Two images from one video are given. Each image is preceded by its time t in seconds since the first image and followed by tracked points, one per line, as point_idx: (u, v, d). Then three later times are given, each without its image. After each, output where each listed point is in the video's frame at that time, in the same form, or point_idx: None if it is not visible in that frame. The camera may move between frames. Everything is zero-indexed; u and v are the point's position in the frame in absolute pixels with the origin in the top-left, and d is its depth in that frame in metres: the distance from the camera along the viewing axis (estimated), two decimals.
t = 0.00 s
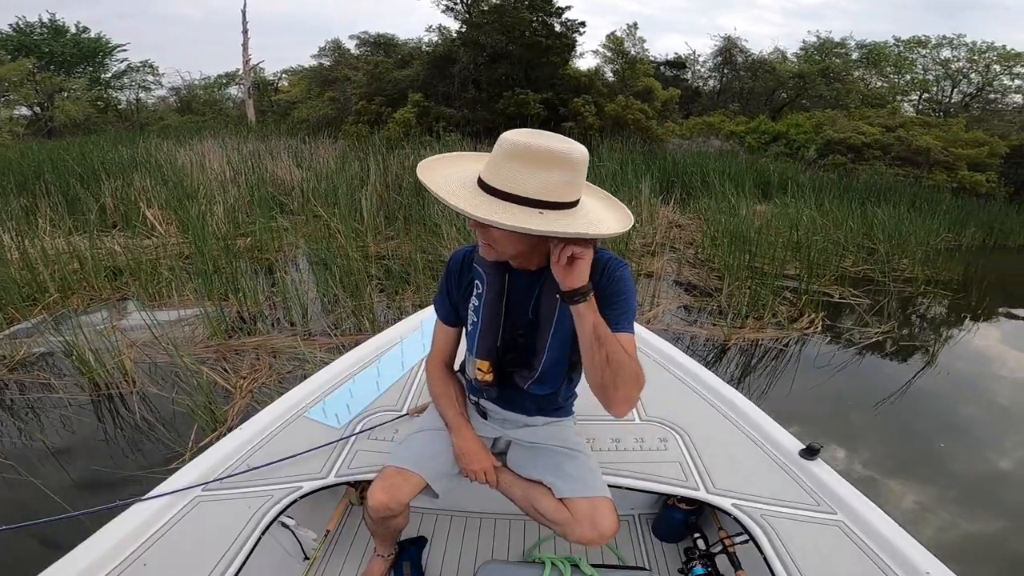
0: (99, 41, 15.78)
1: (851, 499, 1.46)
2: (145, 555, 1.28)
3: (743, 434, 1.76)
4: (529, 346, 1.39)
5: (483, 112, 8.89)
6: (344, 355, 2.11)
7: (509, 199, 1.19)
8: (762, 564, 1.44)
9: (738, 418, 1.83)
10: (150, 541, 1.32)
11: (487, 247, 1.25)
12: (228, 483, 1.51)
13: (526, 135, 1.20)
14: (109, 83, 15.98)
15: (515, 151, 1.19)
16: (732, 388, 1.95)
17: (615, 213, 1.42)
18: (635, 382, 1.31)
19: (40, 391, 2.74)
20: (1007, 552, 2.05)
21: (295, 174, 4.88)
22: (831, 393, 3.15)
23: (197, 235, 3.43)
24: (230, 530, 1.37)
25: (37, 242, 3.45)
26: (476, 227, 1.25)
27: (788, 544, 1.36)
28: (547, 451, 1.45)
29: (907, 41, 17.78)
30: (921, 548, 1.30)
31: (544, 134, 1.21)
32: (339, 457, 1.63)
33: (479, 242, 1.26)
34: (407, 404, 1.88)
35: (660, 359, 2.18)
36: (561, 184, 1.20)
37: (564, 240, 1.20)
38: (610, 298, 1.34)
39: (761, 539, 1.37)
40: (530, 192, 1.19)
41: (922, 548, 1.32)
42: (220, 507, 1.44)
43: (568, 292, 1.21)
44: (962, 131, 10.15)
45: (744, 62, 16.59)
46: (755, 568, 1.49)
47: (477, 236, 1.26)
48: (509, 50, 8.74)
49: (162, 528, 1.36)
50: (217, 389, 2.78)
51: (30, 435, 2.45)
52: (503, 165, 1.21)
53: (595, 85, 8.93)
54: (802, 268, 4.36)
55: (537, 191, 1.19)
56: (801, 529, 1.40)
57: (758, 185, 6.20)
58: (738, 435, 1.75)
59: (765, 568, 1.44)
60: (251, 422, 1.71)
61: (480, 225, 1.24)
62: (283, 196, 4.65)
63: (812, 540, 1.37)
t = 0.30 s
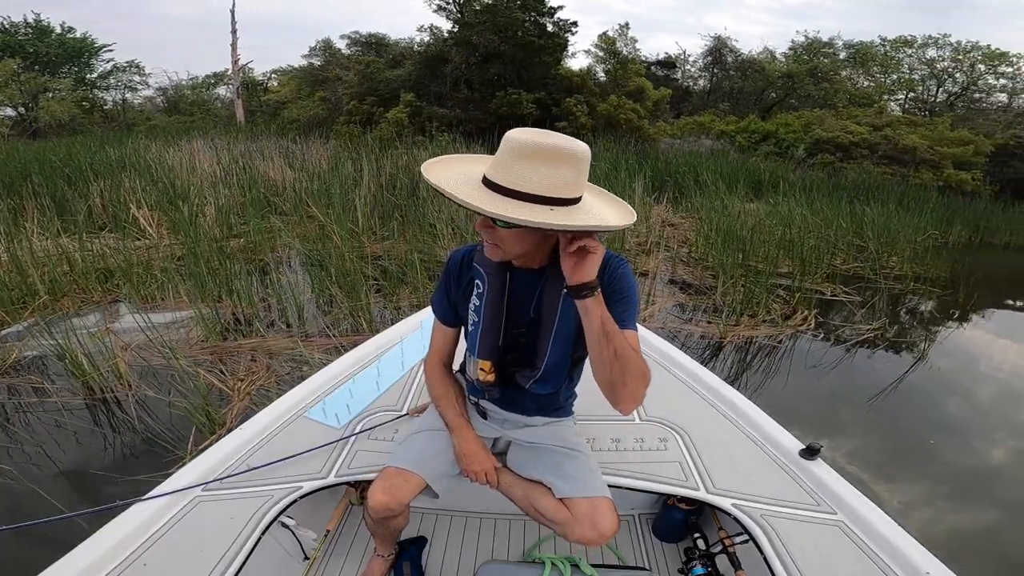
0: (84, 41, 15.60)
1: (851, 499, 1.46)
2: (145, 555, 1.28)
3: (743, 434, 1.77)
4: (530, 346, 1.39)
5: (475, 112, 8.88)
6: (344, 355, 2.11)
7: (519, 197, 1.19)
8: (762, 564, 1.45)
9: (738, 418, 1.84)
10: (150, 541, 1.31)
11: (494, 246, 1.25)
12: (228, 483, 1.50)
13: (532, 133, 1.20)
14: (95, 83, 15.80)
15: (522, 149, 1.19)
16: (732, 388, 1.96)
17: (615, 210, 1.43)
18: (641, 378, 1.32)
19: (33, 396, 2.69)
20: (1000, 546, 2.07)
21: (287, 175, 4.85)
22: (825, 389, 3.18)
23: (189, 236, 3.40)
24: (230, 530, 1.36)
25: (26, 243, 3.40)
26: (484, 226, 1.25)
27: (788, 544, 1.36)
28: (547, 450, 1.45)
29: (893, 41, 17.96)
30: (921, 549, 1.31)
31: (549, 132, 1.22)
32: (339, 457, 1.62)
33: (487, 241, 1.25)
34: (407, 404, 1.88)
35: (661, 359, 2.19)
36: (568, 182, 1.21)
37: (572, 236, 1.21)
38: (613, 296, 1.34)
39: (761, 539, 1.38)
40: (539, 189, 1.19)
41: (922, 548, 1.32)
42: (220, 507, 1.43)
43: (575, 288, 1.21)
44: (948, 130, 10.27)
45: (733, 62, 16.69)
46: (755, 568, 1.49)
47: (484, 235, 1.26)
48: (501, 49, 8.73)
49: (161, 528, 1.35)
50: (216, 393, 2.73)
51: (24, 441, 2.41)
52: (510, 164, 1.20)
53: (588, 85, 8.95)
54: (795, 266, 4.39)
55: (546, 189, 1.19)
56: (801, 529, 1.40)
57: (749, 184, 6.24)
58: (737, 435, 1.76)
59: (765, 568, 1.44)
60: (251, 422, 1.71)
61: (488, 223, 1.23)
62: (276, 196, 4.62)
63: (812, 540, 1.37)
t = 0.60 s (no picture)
0: (69, 41, 15.42)
1: (851, 499, 1.46)
2: (144, 555, 1.27)
3: (743, 434, 1.77)
4: (531, 345, 1.38)
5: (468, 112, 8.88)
6: (344, 355, 2.11)
7: (525, 192, 1.19)
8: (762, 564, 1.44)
9: (738, 418, 1.84)
10: (150, 541, 1.30)
11: (501, 244, 1.24)
12: (228, 483, 1.50)
13: (535, 129, 1.22)
14: (81, 83, 15.63)
15: (526, 145, 1.20)
16: (732, 388, 1.97)
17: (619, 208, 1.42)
18: (649, 373, 1.33)
19: (26, 399, 2.65)
20: (994, 541, 2.09)
21: (280, 176, 4.83)
22: (818, 386, 3.22)
23: (181, 236, 3.37)
24: (230, 531, 1.35)
25: (16, 245, 3.36)
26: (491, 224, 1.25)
27: (788, 544, 1.36)
28: (547, 450, 1.45)
29: (880, 40, 18.15)
30: (922, 548, 1.30)
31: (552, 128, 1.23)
32: (339, 457, 1.61)
33: (495, 239, 1.25)
34: (407, 404, 1.87)
35: (661, 361, 2.20)
36: (571, 176, 1.21)
37: (580, 230, 1.21)
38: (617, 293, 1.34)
39: (761, 539, 1.37)
40: (544, 184, 1.19)
41: (922, 548, 1.32)
42: (220, 507, 1.42)
43: (585, 281, 1.22)
44: (934, 129, 10.40)
45: (723, 62, 16.79)
46: (755, 568, 1.49)
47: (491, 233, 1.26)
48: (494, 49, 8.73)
49: (161, 528, 1.34)
50: (214, 396, 2.69)
51: (20, 445, 2.38)
52: (515, 162, 1.21)
53: (580, 85, 8.97)
54: (788, 264, 4.43)
55: (551, 184, 1.19)
56: (801, 529, 1.40)
57: (741, 182, 6.28)
58: (737, 435, 1.76)
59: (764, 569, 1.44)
60: (250, 422, 1.70)
61: (495, 221, 1.23)
62: (268, 197, 4.60)
63: (812, 540, 1.37)
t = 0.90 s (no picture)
0: (54, 41, 15.23)
1: (851, 499, 1.46)
2: (144, 556, 1.26)
3: (744, 434, 1.77)
4: (529, 345, 1.38)
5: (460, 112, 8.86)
6: (344, 355, 2.11)
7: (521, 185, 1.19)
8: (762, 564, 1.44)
9: (738, 418, 1.85)
10: (150, 541, 1.29)
11: (502, 242, 1.24)
12: (228, 483, 1.49)
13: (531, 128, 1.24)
14: (65, 84, 15.45)
15: (519, 144, 1.21)
16: (733, 388, 1.97)
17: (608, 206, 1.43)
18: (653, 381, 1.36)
19: (20, 403, 2.61)
20: (987, 535, 2.11)
21: (272, 177, 4.80)
22: (813, 382, 3.25)
23: (173, 238, 3.33)
24: (230, 531, 1.34)
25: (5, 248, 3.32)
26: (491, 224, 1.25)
27: (788, 544, 1.36)
28: (547, 450, 1.45)
29: (867, 39, 18.31)
30: (921, 548, 1.30)
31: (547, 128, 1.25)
32: (339, 457, 1.61)
33: (495, 239, 1.25)
34: (407, 404, 1.87)
35: (662, 362, 2.21)
36: (566, 172, 1.22)
37: (584, 303, 1.09)
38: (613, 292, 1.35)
39: (762, 539, 1.37)
40: (539, 177, 1.20)
41: (922, 548, 1.32)
42: (220, 507, 1.41)
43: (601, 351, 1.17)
44: (919, 127, 10.54)
45: (713, 61, 16.89)
46: (755, 568, 1.49)
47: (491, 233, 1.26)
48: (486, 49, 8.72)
49: (162, 528, 1.33)
50: (213, 400, 2.65)
51: (14, 452, 2.32)
52: (508, 161, 1.22)
53: (572, 84, 8.99)
54: (781, 262, 4.47)
55: (546, 177, 1.20)
56: (801, 529, 1.40)
57: (732, 181, 6.32)
58: (737, 435, 1.77)
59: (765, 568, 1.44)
60: (250, 422, 1.69)
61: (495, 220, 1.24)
62: (261, 198, 4.57)
63: (812, 540, 1.37)
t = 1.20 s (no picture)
0: (39, 43, 15.06)
1: (851, 499, 1.46)
2: (144, 555, 1.25)
3: (743, 434, 1.78)
4: (528, 348, 1.38)
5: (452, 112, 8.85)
6: (344, 355, 2.11)
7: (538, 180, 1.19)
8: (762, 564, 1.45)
9: (738, 418, 1.86)
10: (150, 541, 1.29)
11: (520, 240, 1.25)
12: (228, 483, 1.48)
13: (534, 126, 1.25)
14: (51, 85, 15.27)
15: (526, 141, 1.21)
16: (733, 389, 1.99)
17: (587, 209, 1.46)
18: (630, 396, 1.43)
19: (14, 406, 2.57)
20: (981, 529, 2.13)
21: (264, 178, 4.77)
22: (807, 378, 3.28)
23: (166, 239, 3.31)
24: (230, 531, 1.34)
25: None
26: (505, 223, 1.24)
27: (788, 544, 1.36)
28: (547, 451, 1.47)
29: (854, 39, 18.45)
30: (921, 548, 1.30)
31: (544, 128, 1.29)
32: (339, 457, 1.60)
33: (512, 238, 1.24)
34: (407, 404, 1.87)
35: (662, 362, 2.22)
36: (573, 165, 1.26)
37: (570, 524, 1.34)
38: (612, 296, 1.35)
39: (761, 539, 1.37)
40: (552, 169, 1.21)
41: (922, 548, 1.32)
42: (220, 507, 1.41)
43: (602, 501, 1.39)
44: (906, 126, 10.65)
45: (703, 61, 16.98)
46: (755, 568, 1.49)
47: (505, 232, 1.25)
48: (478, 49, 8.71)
49: (162, 527, 1.33)
50: (211, 402, 2.61)
51: (8, 454, 2.29)
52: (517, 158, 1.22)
53: (564, 84, 9.01)
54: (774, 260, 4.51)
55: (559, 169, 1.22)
56: (801, 529, 1.40)
57: (725, 179, 6.36)
58: (737, 435, 1.77)
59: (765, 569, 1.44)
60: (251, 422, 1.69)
61: (510, 218, 1.23)
62: (253, 201, 4.55)
63: (812, 540, 1.37)
